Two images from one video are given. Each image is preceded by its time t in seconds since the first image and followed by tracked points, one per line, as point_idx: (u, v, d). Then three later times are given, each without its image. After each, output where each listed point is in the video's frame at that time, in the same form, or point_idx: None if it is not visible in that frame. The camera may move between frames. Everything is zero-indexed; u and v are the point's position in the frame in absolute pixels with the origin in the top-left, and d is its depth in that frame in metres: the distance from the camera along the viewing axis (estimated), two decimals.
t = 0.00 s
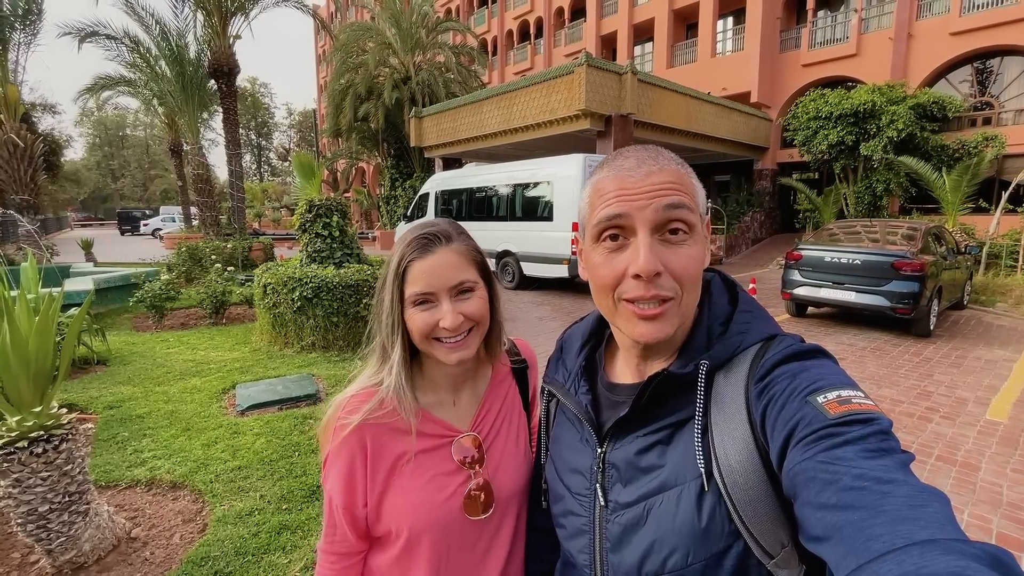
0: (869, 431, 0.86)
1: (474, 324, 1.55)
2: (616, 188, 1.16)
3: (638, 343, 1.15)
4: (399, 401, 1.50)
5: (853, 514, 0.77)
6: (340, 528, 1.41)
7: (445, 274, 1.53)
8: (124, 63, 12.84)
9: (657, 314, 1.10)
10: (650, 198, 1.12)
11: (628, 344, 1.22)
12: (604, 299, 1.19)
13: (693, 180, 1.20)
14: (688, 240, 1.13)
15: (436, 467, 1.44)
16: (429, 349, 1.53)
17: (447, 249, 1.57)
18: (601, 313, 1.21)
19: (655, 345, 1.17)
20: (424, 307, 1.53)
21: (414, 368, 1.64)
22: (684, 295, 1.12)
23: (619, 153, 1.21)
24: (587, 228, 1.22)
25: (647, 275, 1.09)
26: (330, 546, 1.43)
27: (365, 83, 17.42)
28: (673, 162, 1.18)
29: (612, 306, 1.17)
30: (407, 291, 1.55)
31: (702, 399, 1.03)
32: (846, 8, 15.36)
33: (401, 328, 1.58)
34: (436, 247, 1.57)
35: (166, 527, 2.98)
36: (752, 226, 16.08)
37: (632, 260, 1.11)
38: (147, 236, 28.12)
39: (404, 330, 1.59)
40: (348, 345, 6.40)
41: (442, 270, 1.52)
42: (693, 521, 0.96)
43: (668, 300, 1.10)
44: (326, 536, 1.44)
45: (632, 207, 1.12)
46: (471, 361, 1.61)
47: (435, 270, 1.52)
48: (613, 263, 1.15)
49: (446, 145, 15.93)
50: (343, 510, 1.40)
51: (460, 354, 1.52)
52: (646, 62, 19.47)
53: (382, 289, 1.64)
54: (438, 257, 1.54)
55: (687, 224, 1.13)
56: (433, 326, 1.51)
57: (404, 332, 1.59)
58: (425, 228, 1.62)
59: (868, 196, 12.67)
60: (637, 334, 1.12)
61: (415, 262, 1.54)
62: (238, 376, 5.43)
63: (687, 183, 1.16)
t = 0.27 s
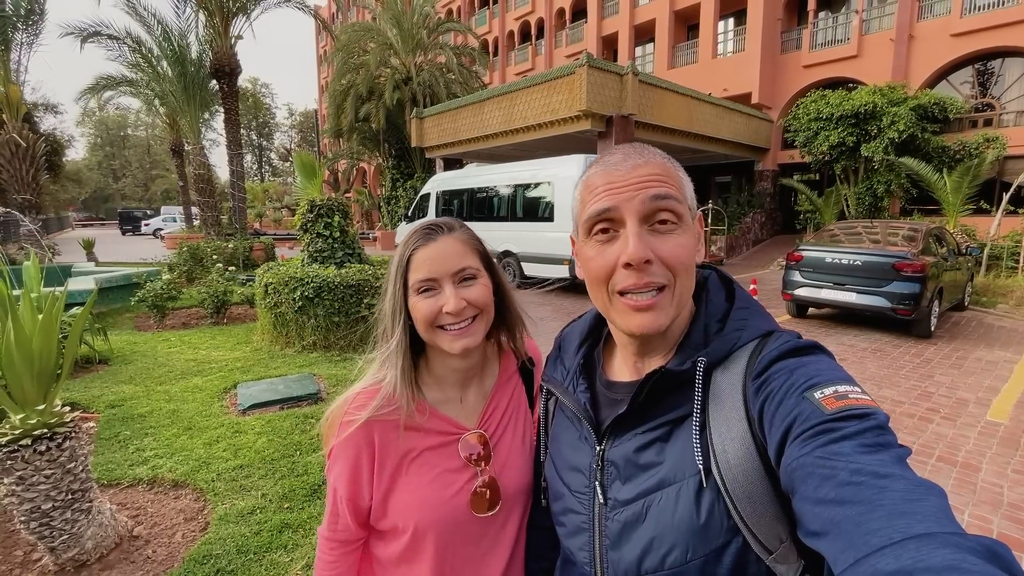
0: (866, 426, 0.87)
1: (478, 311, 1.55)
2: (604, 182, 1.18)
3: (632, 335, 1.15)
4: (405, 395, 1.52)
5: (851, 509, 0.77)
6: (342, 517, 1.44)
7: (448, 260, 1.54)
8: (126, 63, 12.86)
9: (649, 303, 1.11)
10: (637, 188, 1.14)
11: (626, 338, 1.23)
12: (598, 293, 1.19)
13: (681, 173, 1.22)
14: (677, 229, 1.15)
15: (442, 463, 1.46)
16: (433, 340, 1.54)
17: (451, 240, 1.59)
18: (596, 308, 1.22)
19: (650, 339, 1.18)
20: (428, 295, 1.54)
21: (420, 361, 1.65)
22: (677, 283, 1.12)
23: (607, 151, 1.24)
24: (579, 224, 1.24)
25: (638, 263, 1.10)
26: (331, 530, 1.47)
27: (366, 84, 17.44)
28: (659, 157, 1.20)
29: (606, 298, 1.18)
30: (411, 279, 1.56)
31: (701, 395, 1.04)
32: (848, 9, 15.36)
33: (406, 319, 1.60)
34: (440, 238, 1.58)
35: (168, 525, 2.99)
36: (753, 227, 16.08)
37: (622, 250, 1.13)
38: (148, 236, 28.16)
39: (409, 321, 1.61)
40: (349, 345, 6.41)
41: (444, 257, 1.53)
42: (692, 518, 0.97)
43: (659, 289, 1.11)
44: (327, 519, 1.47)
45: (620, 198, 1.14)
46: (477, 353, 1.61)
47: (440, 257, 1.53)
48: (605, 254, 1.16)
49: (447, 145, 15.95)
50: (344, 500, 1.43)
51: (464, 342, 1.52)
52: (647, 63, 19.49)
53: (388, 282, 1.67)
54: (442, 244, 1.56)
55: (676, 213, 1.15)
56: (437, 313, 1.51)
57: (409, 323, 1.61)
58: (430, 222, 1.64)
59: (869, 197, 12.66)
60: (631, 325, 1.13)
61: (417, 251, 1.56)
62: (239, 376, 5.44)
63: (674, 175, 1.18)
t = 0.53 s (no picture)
0: (871, 425, 0.87)
1: (481, 321, 1.55)
2: (605, 176, 1.19)
3: (636, 326, 1.15)
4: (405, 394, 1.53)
5: (857, 507, 0.77)
6: (336, 500, 1.48)
7: (453, 270, 1.54)
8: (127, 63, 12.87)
9: (653, 293, 1.11)
10: (639, 179, 1.15)
11: (629, 334, 1.22)
12: (601, 285, 1.19)
13: (679, 167, 1.22)
14: (678, 220, 1.15)
15: (444, 459, 1.46)
16: (436, 346, 1.54)
17: (454, 245, 1.59)
18: (599, 301, 1.21)
19: (655, 331, 1.18)
20: (432, 305, 1.54)
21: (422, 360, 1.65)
22: (680, 275, 1.12)
23: (606, 147, 1.25)
24: (580, 221, 1.24)
25: (642, 252, 1.10)
26: (325, 516, 1.51)
27: (367, 84, 17.46)
28: (657, 151, 1.21)
29: (609, 289, 1.17)
30: (415, 287, 1.57)
31: (703, 393, 1.04)
32: (848, 10, 15.38)
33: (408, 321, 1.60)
34: (444, 244, 1.58)
35: (169, 524, 2.99)
36: (753, 228, 16.08)
37: (624, 242, 1.13)
38: (149, 236, 28.16)
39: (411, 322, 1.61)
40: (350, 345, 6.42)
41: (449, 268, 1.53)
42: (695, 516, 0.97)
43: (663, 279, 1.11)
44: (321, 505, 1.51)
45: (622, 191, 1.15)
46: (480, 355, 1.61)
47: (443, 266, 1.53)
48: (608, 246, 1.16)
49: (448, 146, 15.96)
50: (341, 488, 1.46)
51: (466, 351, 1.53)
52: (648, 64, 19.50)
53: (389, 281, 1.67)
54: (446, 254, 1.56)
55: (676, 205, 1.16)
56: (440, 323, 1.52)
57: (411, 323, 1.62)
58: (432, 225, 1.63)
59: (869, 198, 12.66)
60: (635, 315, 1.12)
61: (421, 259, 1.56)
62: (240, 376, 5.45)
63: (674, 170, 1.20)
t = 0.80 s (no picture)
0: (871, 432, 0.87)
1: (479, 317, 1.55)
2: (605, 184, 1.19)
3: (636, 331, 1.14)
4: (403, 400, 1.52)
5: (857, 515, 0.77)
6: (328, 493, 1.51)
7: (450, 265, 1.54)
8: (127, 63, 12.87)
9: (654, 301, 1.10)
10: (637, 187, 1.15)
11: (629, 339, 1.22)
12: (602, 293, 1.19)
13: (678, 173, 1.22)
14: (677, 228, 1.15)
15: (443, 467, 1.46)
16: (434, 345, 1.54)
17: (452, 244, 1.59)
18: (600, 308, 1.21)
19: (654, 336, 1.18)
20: (428, 300, 1.54)
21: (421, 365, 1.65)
22: (679, 283, 1.12)
23: (605, 154, 1.25)
24: (581, 228, 1.24)
25: (643, 261, 1.10)
26: (315, 501, 1.53)
27: (367, 85, 17.47)
28: (657, 157, 1.21)
29: (610, 298, 1.17)
30: (412, 284, 1.56)
31: (704, 400, 1.04)
32: (848, 11, 15.39)
33: (406, 323, 1.60)
34: (441, 242, 1.58)
35: (169, 525, 2.99)
36: (754, 229, 16.09)
37: (625, 249, 1.13)
38: (149, 236, 28.16)
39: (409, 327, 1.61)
40: (350, 345, 6.42)
41: (444, 262, 1.54)
42: (696, 523, 0.97)
43: (662, 287, 1.11)
44: (310, 491, 1.53)
45: (621, 199, 1.15)
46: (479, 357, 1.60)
47: (441, 263, 1.54)
48: (608, 254, 1.16)
49: (448, 146, 15.96)
50: (335, 485, 1.48)
51: (464, 348, 1.52)
52: (648, 65, 19.51)
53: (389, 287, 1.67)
54: (444, 249, 1.56)
55: (674, 214, 1.16)
56: (437, 319, 1.51)
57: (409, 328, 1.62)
58: (430, 226, 1.65)
59: (869, 200, 12.66)
60: (635, 323, 1.12)
61: (418, 255, 1.57)
62: (240, 376, 5.45)
63: (673, 175, 1.19)
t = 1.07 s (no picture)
0: (872, 433, 0.87)
1: (482, 323, 1.55)
2: (606, 181, 1.19)
3: (633, 327, 1.14)
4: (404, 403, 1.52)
5: (857, 515, 0.77)
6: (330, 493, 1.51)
7: (454, 270, 1.54)
8: (128, 64, 12.88)
9: (650, 296, 1.10)
10: (637, 183, 1.16)
11: (627, 338, 1.22)
12: (601, 289, 1.19)
13: (679, 174, 1.22)
14: (676, 225, 1.15)
15: (442, 468, 1.46)
16: (437, 349, 1.54)
17: (455, 246, 1.59)
18: (599, 305, 1.20)
19: (654, 333, 1.18)
20: (432, 305, 1.54)
21: (422, 368, 1.65)
22: (677, 280, 1.12)
23: (607, 151, 1.26)
24: (581, 224, 1.25)
25: (638, 255, 1.10)
26: (318, 505, 1.53)
27: (368, 85, 17.49)
28: (659, 157, 1.21)
29: (608, 293, 1.17)
30: (415, 285, 1.56)
31: (704, 400, 1.04)
32: (849, 12, 15.39)
33: (409, 325, 1.60)
34: (445, 244, 1.59)
35: (169, 525, 2.99)
36: (754, 229, 16.08)
37: (622, 244, 1.13)
38: (149, 236, 28.17)
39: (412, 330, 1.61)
40: (350, 346, 6.42)
41: (450, 267, 1.54)
42: (696, 523, 0.96)
43: (658, 282, 1.10)
44: (314, 495, 1.54)
45: (621, 195, 1.15)
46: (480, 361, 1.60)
47: (444, 265, 1.54)
48: (607, 249, 1.16)
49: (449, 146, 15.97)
50: (336, 486, 1.49)
51: (467, 354, 1.52)
52: (649, 65, 19.52)
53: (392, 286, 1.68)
54: (448, 254, 1.56)
55: (674, 211, 1.16)
56: (441, 324, 1.51)
57: (411, 331, 1.62)
58: (435, 227, 1.65)
59: (870, 200, 12.66)
60: (631, 318, 1.12)
61: (423, 258, 1.57)
62: (240, 376, 5.45)
63: (674, 176, 1.19)
